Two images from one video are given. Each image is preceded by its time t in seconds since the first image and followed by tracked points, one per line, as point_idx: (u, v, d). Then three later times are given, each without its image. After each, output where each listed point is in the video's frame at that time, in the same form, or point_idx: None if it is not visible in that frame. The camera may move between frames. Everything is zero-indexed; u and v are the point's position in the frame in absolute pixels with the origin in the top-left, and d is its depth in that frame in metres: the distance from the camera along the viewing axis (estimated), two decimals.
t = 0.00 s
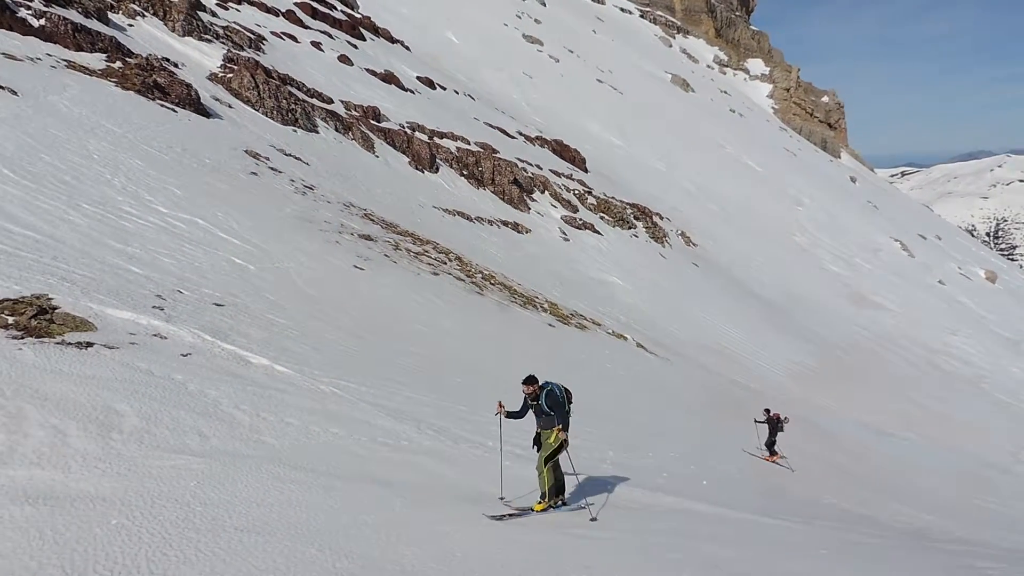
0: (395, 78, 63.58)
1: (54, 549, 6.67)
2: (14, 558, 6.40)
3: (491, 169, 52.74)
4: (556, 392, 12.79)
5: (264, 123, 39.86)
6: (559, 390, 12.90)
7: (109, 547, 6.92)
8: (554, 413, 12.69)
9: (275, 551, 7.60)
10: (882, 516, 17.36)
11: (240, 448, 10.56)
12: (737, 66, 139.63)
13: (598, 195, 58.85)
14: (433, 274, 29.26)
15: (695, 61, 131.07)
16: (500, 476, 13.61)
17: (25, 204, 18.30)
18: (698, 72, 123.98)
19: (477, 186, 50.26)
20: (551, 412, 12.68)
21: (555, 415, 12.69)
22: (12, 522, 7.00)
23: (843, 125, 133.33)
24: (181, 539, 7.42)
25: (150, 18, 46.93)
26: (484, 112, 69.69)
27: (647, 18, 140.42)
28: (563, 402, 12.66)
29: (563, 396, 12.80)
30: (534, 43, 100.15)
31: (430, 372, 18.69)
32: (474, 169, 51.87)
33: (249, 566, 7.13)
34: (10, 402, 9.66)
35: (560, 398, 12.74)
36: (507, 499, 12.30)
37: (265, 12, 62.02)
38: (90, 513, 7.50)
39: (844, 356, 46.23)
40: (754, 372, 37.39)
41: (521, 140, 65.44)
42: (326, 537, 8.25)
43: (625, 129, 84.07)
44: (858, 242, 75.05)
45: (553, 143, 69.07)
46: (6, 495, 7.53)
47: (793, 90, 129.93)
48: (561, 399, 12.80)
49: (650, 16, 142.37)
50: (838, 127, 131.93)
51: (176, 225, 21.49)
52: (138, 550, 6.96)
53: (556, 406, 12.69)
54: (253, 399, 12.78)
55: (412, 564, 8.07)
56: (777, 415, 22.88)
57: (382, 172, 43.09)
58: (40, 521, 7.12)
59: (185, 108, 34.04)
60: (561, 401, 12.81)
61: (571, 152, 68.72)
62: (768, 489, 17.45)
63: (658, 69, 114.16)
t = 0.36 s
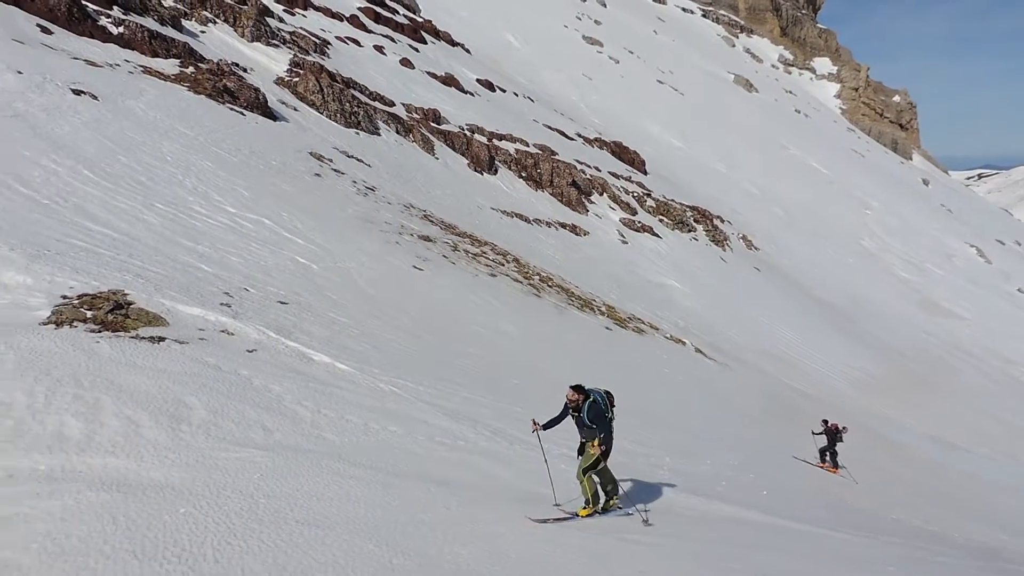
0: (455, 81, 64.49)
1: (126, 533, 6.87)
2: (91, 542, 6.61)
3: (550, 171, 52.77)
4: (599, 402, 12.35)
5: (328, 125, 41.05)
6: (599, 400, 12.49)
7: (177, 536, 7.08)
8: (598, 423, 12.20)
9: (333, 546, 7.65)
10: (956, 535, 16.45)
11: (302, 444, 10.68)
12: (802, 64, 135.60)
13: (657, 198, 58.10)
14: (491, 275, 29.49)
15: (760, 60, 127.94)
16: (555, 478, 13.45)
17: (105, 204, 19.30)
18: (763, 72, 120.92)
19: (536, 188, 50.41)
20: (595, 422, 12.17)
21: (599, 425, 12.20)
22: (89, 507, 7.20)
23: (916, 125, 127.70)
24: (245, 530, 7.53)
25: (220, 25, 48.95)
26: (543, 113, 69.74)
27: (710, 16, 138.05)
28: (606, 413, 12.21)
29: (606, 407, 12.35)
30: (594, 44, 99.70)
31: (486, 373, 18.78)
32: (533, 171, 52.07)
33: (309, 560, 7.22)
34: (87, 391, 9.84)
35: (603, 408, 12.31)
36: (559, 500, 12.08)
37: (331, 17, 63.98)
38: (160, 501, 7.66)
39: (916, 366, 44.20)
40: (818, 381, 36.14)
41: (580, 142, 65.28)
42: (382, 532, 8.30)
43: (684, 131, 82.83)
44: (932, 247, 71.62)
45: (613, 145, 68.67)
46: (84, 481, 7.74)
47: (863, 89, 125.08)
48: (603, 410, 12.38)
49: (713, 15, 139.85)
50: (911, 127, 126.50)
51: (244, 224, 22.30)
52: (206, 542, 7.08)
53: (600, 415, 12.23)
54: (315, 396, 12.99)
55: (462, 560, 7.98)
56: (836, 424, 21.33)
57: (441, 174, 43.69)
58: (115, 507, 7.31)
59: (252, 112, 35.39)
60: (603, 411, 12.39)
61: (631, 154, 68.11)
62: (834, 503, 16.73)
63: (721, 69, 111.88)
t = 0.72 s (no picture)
0: (531, 87, 64.87)
1: (212, 525, 7.19)
2: (180, 532, 6.97)
3: (625, 177, 52.13)
4: (664, 401, 10.82)
5: (406, 133, 42.16)
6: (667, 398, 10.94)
7: (258, 529, 7.35)
8: (659, 425, 10.78)
9: (406, 546, 7.72)
10: None
11: (378, 444, 10.90)
12: (892, 65, 128.78)
13: (735, 205, 56.33)
14: (564, 281, 29.33)
15: (846, 61, 122.40)
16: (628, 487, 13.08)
17: (198, 210, 20.46)
18: (848, 73, 115.30)
19: (611, 195, 49.75)
20: (655, 424, 10.78)
21: (660, 427, 10.79)
22: (179, 498, 7.60)
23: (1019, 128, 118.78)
24: (322, 526, 7.73)
25: (305, 36, 51.25)
26: (619, 119, 69.00)
27: (791, 17, 133.23)
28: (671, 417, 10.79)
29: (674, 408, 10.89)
30: (671, 48, 98.17)
31: (558, 379, 18.61)
32: (607, 177, 51.59)
33: (383, 559, 7.31)
34: (178, 387, 10.41)
35: (668, 409, 10.77)
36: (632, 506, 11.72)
37: (411, 26, 65.86)
38: (244, 495, 7.99)
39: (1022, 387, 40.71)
40: (911, 398, 33.84)
41: (656, 147, 64.20)
42: (453, 534, 8.30)
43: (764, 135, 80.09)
44: None
45: (690, 150, 67.18)
46: (175, 473, 8.18)
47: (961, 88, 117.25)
48: (668, 410, 10.85)
49: (795, 17, 135.07)
50: (1013, 132, 117.86)
51: (326, 230, 23.17)
52: (286, 536, 7.32)
53: (663, 417, 10.75)
54: (390, 397, 13.24)
55: (530, 566, 7.82)
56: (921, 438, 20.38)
57: (515, 180, 43.95)
58: (202, 499, 7.68)
59: (334, 120, 36.84)
60: (668, 411, 10.87)
61: (708, 159, 66.51)
62: (932, 527, 15.48)
63: (803, 72, 107.49)
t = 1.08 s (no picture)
0: (615, 90, 64.21)
1: (304, 521, 7.47)
2: (275, 527, 7.29)
3: (711, 179, 50.60)
4: (721, 412, 9.01)
5: (490, 138, 42.74)
6: (730, 409, 9.06)
7: (347, 527, 7.57)
8: (718, 441, 9.05)
9: (489, 549, 7.72)
10: None
11: (461, 447, 10.99)
12: (1006, 56, 118.94)
13: (829, 207, 53.51)
14: (648, 286, 28.72)
15: (953, 53, 114.03)
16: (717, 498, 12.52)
17: (292, 217, 21.54)
18: (954, 66, 107.49)
19: (697, 198, 48.33)
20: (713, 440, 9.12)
21: (719, 444, 9.06)
22: (274, 494, 7.96)
23: None
24: (408, 526, 7.87)
25: (394, 47, 53.08)
26: (705, 120, 67.12)
27: (891, 9, 125.75)
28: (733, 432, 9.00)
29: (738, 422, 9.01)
30: (761, 46, 94.73)
31: (642, 385, 18.17)
32: (693, 180, 50.27)
33: (465, 561, 7.33)
34: (272, 387, 10.93)
35: (726, 424, 8.94)
36: (722, 507, 11.22)
37: (495, 34, 66.86)
38: (333, 492, 8.27)
39: None
40: None
41: (745, 149, 62.00)
42: (535, 540, 8.20)
43: (862, 134, 75.71)
44: None
45: (780, 151, 64.48)
46: (269, 470, 8.57)
47: None
48: (729, 424, 8.98)
49: (895, 9, 127.28)
50: None
51: (412, 235, 23.82)
52: (373, 534, 7.51)
53: (720, 432, 9.00)
54: (473, 401, 13.35)
55: (611, 575, 7.58)
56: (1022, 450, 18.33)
57: (599, 184, 43.58)
58: (294, 496, 7.99)
59: (421, 128, 37.88)
60: (731, 426, 8.99)
61: (800, 160, 63.65)
62: None
63: (903, 66, 101.09)
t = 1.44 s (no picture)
0: (671, 93, 63.26)
1: (359, 521, 7.60)
2: (331, 525, 7.45)
3: (770, 182, 49.23)
4: (760, 405, 8.60)
5: (544, 143, 42.75)
6: (770, 405, 8.63)
7: (400, 527, 7.65)
8: (753, 437, 8.55)
9: (540, 555, 7.67)
10: None
11: (513, 451, 10.98)
12: None
13: (895, 210, 51.36)
14: (705, 291, 28.05)
15: None
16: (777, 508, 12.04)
17: (350, 221, 22.07)
18: None
19: (755, 201, 47.05)
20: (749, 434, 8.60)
21: (754, 439, 8.54)
22: (330, 493, 8.14)
23: None
24: (461, 528, 7.89)
25: (450, 52, 53.81)
26: (764, 122, 65.40)
27: (962, 5, 119.93)
28: (771, 428, 8.50)
29: (775, 419, 8.56)
30: (823, 47, 91.68)
31: (697, 392, 17.75)
32: (751, 183, 49.04)
33: (517, 566, 7.30)
34: (330, 387, 11.19)
35: (765, 418, 8.46)
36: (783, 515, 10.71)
37: (551, 37, 66.90)
38: (389, 493, 8.40)
39: None
40: None
41: (806, 151, 60.17)
42: (587, 546, 8.10)
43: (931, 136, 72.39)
44: None
45: (842, 152, 62.26)
46: (326, 470, 8.76)
47: None
48: (767, 419, 8.51)
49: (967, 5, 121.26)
50: None
51: (467, 239, 24.05)
52: (425, 536, 7.55)
53: (757, 426, 8.50)
54: (526, 405, 13.30)
55: None
56: None
57: (654, 188, 43.00)
58: (350, 496, 8.14)
59: (476, 132, 38.21)
60: (769, 421, 8.53)
61: (863, 162, 61.33)
62: None
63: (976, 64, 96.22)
